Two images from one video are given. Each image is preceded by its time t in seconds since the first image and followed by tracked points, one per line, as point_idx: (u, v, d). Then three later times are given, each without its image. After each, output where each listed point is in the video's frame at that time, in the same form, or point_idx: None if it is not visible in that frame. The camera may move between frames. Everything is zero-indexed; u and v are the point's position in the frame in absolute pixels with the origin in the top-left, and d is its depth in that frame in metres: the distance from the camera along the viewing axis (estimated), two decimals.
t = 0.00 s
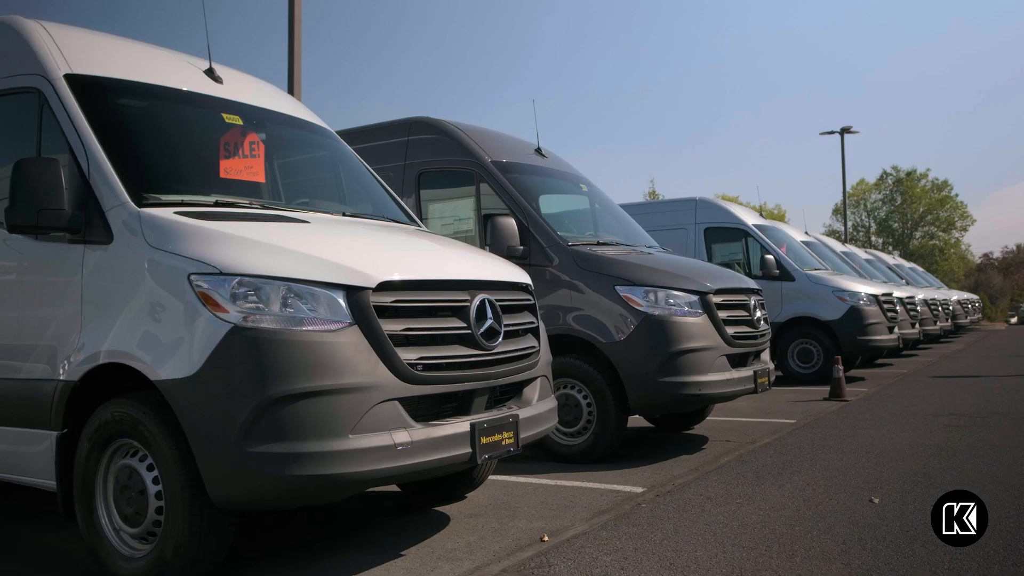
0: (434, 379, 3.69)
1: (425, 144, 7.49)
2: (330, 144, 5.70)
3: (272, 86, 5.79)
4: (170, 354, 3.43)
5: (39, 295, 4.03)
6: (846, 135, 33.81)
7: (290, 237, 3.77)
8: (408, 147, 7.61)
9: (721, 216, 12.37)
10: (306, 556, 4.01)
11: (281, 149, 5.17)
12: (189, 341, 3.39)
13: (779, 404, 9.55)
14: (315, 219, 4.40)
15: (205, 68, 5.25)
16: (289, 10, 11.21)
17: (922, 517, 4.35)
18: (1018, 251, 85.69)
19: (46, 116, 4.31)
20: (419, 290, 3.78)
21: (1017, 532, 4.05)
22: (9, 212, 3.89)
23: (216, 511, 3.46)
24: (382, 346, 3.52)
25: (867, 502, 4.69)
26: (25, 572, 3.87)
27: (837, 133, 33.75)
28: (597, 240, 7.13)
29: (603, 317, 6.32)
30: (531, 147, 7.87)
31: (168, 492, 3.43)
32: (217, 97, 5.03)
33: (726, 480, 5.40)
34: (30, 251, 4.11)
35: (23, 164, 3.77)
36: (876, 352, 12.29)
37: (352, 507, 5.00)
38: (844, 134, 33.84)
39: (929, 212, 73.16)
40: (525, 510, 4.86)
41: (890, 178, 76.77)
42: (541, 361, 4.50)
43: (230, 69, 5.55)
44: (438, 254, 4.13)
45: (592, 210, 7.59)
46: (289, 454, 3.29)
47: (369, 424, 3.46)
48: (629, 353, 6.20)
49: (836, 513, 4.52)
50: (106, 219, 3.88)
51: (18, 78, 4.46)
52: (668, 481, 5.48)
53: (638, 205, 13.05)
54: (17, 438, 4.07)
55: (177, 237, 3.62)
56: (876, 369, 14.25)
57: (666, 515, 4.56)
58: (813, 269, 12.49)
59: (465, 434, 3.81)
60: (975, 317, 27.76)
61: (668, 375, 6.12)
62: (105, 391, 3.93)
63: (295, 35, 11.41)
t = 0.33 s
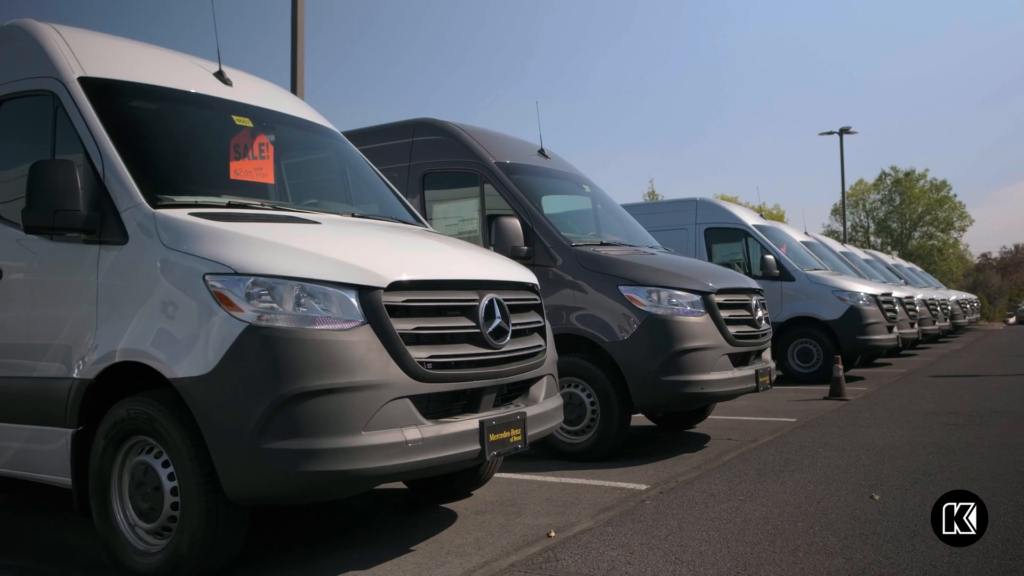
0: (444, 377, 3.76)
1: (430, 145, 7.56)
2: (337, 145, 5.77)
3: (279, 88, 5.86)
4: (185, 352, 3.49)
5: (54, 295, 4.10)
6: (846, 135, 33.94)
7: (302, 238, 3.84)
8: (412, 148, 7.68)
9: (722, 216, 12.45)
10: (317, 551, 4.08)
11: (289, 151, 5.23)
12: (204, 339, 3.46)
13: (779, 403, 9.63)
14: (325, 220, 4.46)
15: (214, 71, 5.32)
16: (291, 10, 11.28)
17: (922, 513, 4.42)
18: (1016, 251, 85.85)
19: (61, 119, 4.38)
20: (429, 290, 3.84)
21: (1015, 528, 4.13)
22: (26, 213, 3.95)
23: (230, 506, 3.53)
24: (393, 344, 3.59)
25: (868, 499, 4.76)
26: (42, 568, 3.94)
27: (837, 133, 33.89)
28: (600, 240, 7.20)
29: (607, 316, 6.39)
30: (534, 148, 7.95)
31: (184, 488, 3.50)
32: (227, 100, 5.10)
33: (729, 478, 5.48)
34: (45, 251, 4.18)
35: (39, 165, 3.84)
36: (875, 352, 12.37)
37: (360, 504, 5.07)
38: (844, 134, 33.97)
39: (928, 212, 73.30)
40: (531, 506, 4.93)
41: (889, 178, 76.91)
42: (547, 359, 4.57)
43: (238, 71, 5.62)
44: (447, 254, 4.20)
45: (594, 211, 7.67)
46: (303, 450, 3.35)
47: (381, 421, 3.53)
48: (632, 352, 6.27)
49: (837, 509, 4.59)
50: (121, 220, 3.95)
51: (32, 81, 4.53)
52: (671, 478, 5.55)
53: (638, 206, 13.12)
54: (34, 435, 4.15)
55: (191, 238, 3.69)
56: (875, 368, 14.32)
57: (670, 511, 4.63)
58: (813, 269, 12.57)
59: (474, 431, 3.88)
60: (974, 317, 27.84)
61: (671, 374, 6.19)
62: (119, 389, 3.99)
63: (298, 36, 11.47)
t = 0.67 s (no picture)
0: (453, 375, 3.83)
1: (434, 146, 7.63)
2: (345, 147, 5.84)
3: (287, 91, 5.94)
4: (201, 351, 3.57)
5: (70, 295, 4.17)
6: (846, 135, 34.03)
7: (313, 239, 3.91)
8: (417, 149, 7.76)
9: (723, 216, 12.52)
10: (328, 546, 4.15)
11: (298, 153, 5.31)
12: (219, 338, 3.53)
13: (780, 403, 9.71)
14: (335, 221, 4.54)
15: (224, 74, 5.39)
16: (294, 10, 11.35)
17: (922, 510, 4.50)
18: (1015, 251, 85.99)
19: (75, 122, 4.45)
20: (439, 291, 3.92)
21: (1014, 524, 4.21)
22: (42, 215, 4.03)
23: (245, 502, 3.60)
24: (405, 343, 3.66)
25: (869, 496, 4.84)
26: (57, 564, 4.02)
27: (837, 133, 33.97)
28: (603, 240, 7.27)
29: (610, 316, 6.47)
30: (538, 150, 8.02)
31: (200, 484, 3.57)
32: (237, 103, 5.18)
33: (731, 475, 5.56)
34: (61, 252, 4.26)
35: (56, 168, 3.91)
36: (875, 352, 12.45)
37: (368, 500, 5.15)
38: (843, 134, 34.06)
39: (927, 212, 73.42)
40: (537, 503, 5.00)
41: (888, 178, 77.03)
42: (554, 358, 4.65)
43: (248, 75, 5.70)
44: (455, 255, 4.27)
45: (597, 212, 7.74)
46: (317, 447, 3.43)
47: (393, 419, 3.60)
48: (635, 351, 6.35)
49: (839, 505, 4.67)
50: (136, 221, 4.02)
51: (47, 84, 4.61)
52: (674, 476, 5.63)
53: (639, 206, 13.20)
54: (49, 433, 4.22)
55: (206, 239, 3.76)
56: (875, 368, 14.39)
57: (675, 508, 4.70)
58: (813, 269, 12.65)
59: (482, 428, 3.95)
60: (973, 317, 27.93)
61: (674, 373, 6.27)
62: (134, 387, 4.07)
63: (300, 36, 11.54)
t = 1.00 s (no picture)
0: (464, 374, 3.91)
1: (440, 148, 7.71)
2: (353, 149, 5.92)
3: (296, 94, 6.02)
4: (217, 350, 3.64)
5: (87, 295, 4.26)
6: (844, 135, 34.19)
7: (326, 240, 3.99)
8: (422, 151, 7.84)
9: (724, 217, 12.60)
10: (339, 542, 4.23)
11: (308, 155, 5.38)
12: (236, 337, 3.61)
13: (781, 402, 9.79)
14: (346, 223, 4.61)
15: (235, 78, 5.48)
16: (297, 12, 11.44)
17: (923, 507, 4.59)
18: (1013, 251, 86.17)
19: (91, 125, 4.54)
20: (450, 291, 4.00)
21: (1012, 520, 4.29)
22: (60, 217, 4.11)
23: (260, 498, 3.67)
24: (417, 343, 3.74)
25: (871, 493, 4.93)
26: (74, 559, 4.10)
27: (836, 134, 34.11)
28: (606, 241, 7.35)
29: (614, 316, 6.55)
30: (541, 152, 8.11)
31: (216, 480, 3.65)
32: (248, 106, 5.26)
33: (734, 473, 5.64)
34: (78, 254, 4.35)
35: (75, 171, 3.99)
36: (875, 352, 12.54)
37: (377, 498, 5.23)
38: (842, 134, 34.22)
39: (926, 212, 73.55)
40: (543, 500, 5.08)
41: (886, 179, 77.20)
42: (560, 358, 4.73)
43: (258, 78, 5.78)
44: (464, 256, 4.35)
45: (600, 213, 7.82)
46: (331, 444, 3.50)
47: (405, 417, 3.68)
48: (639, 351, 6.43)
49: (841, 502, 4.75)
50: (152, 223, 4.10)
51: (63, 88, 4.69)
52: (678, 474, 5.71)
53: (640, 206, 13.28)
54: (65, 432, 4.30)
55: (221, 240, 3.84)
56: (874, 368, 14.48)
57: (679, 505, 4.78)
58: (813, 270, 12.74)
59: (492, 426, 4.04)
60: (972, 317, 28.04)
61: (677, 372, 6.35)
62: (150, 386, 4.15)
63: (304, 37, 11.62)
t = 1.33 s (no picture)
0: (473, 373, 3.99)
1: (444, 150, 7.80)
2: (360, 152, 6.00)
3: (304, 98, 6.10)
4: (233, 349, 3.73)
5: (103, 296, 4.34)
6: (843, 136, 34.26)
7: (338, 242, 4.07)
8: (427, 153, 7.92)
9: (724, 218, 12.68)
10: (351, 538, 4.31)
11: (316, 158, 5.46)
12: (251, 337, 3.69)
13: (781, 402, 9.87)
14: (356, 225, 4.69)
15: (245, 82, 5.56)
16: (301, 15, 11.51)
17: (923, 503, 4.68)
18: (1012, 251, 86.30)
19: (106, 129, 4.62)
20: (460, 292, 4.08)
21: (1010, 516, 4.39)
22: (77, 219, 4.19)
23: (275, 494, 3.76)
24: (428, 342, 3.83)
25: (871, 490, 5.01)
26: (90, 556, 4.18)
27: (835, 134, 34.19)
28: (609, 242, 7.44)
29: (618, 317, 6.63)
30: (545, 153, 8.19)
31: (232, 477, 3.73)
32: (258, 109, 5.34)
33: (736, 471, 5.73)
34: (94, 255, 4.43)
35: (92, 174, 4.08)
36: (874, 352, 12.63)
37: (385, 495, 5.32)
38: (841, 135, 34.30)
39: (925, 213, 73.67)
40: (549, 498, 5.16)
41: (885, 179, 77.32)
42: (567, 357, 4.81)
43: (267, 82, 5.86)
44: (473, 258, 4.43)
45: (603, 214, 7.91)
46: (345, 442, 3.58)
47: (417, 415, 3.76)
48: (642, 350, 6.51)
49: (842, 499, 4.84)
50: (167, 225, 4.18)
51: (78, 92, 4.78)
52: (681, 472, 5.79)
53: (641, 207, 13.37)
54: (81, 431, 4.38)
55: (236, 243, 3.92)
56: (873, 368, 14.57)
57: (684, 502, 4.86)
58: (813, 270, 12.82)
59: (501, 425, 4.12)
60: (971, 317, 28.13)
61: (680, 372, 6.43)
62: (165, 385, 4.23)
63: (308, 38, 11.70)
